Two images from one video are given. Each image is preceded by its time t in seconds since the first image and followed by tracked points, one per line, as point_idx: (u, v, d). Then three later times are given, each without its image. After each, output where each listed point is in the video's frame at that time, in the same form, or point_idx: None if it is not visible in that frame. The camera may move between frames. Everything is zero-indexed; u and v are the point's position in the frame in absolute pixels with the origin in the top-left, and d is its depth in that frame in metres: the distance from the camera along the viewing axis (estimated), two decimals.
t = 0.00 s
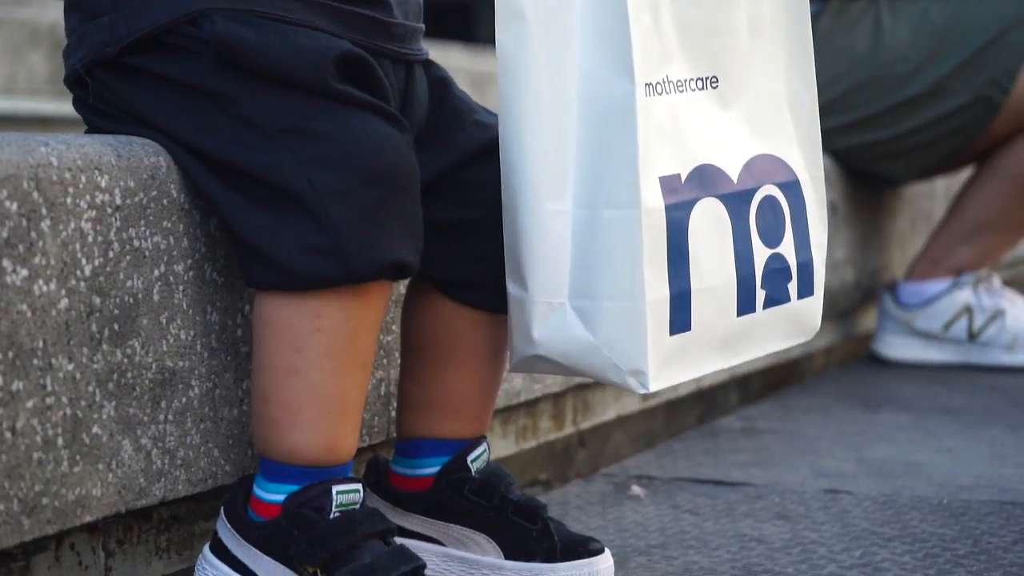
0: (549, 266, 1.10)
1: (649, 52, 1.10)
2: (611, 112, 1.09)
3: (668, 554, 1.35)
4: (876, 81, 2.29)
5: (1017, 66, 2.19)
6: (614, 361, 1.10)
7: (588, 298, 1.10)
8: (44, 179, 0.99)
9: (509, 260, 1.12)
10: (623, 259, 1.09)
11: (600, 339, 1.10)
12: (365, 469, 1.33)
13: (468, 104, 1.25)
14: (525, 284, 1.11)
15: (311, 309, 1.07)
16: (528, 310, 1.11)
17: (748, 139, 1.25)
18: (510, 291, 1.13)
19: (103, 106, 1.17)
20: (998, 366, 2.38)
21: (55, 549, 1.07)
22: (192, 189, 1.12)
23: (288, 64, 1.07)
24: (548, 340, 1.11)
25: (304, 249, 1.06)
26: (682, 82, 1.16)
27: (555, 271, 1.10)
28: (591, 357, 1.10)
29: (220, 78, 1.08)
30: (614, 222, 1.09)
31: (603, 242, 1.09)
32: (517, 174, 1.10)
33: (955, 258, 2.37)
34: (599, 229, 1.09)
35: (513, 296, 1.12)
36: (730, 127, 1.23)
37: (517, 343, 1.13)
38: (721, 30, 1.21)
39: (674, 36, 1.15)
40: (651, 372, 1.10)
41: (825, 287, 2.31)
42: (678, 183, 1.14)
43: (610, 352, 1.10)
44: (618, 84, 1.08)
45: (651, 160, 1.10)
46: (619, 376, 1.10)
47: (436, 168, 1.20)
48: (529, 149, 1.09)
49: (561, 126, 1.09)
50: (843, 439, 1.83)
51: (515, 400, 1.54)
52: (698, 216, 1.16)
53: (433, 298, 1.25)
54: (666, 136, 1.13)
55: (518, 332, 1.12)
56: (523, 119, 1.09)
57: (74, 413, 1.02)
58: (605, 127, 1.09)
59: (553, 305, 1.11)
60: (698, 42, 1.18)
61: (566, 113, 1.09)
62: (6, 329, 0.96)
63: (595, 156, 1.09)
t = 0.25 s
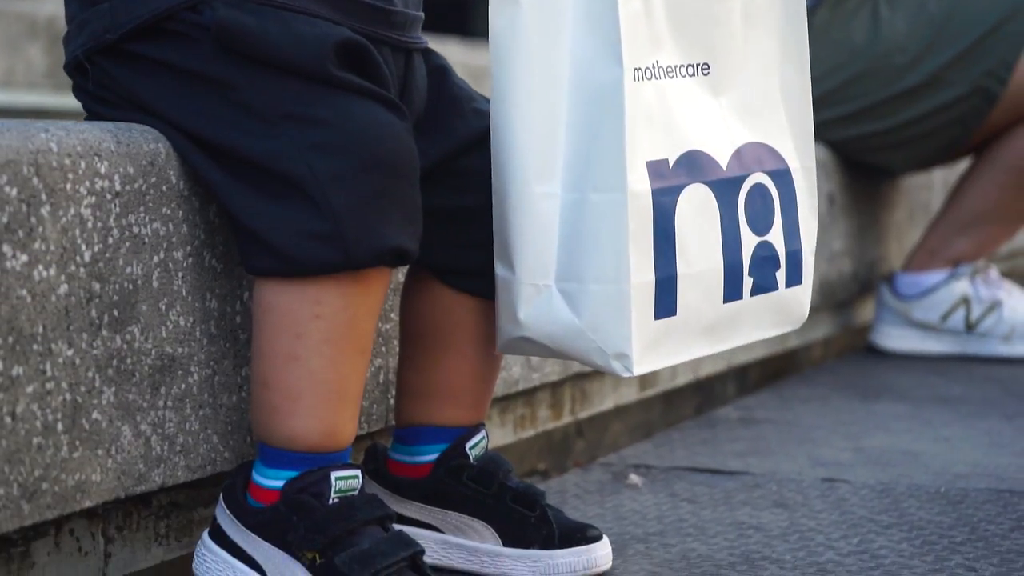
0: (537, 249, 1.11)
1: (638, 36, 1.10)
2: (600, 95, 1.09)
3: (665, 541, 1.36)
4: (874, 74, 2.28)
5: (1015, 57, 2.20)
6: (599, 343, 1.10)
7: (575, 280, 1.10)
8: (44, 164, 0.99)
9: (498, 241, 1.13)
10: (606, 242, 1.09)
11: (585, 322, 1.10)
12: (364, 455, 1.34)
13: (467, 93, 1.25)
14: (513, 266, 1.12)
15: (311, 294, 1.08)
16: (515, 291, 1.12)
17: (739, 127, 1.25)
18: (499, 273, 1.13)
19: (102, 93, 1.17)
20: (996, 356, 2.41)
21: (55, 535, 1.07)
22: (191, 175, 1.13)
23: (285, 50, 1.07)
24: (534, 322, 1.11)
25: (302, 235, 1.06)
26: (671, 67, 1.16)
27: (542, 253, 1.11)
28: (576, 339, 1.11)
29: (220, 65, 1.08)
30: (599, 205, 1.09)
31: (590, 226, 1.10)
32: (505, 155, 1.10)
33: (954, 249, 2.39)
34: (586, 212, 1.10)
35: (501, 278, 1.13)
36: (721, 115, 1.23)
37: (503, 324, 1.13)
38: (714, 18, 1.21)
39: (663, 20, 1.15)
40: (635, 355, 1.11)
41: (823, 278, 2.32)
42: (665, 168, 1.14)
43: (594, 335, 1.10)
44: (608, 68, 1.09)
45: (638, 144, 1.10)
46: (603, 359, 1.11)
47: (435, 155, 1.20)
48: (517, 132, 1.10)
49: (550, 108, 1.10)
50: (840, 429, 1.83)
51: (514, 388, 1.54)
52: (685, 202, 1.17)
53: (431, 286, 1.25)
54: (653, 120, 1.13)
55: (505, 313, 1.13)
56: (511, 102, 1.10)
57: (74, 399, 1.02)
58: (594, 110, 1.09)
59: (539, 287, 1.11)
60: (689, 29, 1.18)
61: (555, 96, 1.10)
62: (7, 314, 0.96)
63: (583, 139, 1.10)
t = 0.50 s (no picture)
0: (543, 237, 1.10)
1: (648, 24, 1.11)
2: (609, 83, 1.09)
3: (662, 534, 1.36)
4: (870, 68, 2.28)
5: (1012, 53, 2.21)
6: (609, 332, 1.11)
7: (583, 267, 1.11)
8: (42, 153, 0.99)
9: (498, 229, 1.12)
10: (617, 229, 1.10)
11: (594, 311, 1.10)
12: (361, 447, 1.34)
13: (465, 84, 1.25)
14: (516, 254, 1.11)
15: (310, 284, 1.08)
16: (518, 280, 1.11)
17: (732, 118, 1.25)
18: (498, 261, 1.13)
19: (101, 83, 1.17)
20: (992, 352, 2.42)
21: (52, 525, 1.07)
22: (189, 165, 1.13)
23: (283, 39, 1.07)
24: (540, 310, 1.11)
25: (301, 225, 1.06)
26: (676, 56, 1.16)
27: (547, 241, 1.11)
28: (585, 328, 1.11)
29: (220, 53, 1.08)
30: (609, 192, 1.10)
31: (599, 214, 1.10)
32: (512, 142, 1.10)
33: (951, 244, 2.39)
34: (594, 198, 1.10)
35: (501, 266, 1.13)
36: (717, 105, 1.23)
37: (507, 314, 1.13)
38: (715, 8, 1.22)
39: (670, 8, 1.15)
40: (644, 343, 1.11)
41: (820, 273, 2.32)
42: (670, 156, 1.14)
43: (603, 324, 1.11)
44: (618, 56, 1.09)
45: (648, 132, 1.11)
46: (613, 348, 1.11)
47: (432, 146, 1.20)
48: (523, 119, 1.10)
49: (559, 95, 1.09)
50: (837, 423, 1.84)
51: (511, 381, 1.54)
52: (688, 191, 1.17)
53: (429, 278, 1.25)
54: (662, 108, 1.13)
55: (508, 302, 1.12)
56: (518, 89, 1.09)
57: (72, 388, 1.02)
58: (604, 97, 1.10)
59: (545, 276, 1.11)
60: (691, 18, 1.18)
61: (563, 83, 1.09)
62: (4, 302, 0.96)
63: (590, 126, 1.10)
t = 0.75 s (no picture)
0: (556, 229, 1.10)
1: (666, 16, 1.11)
2: (629, 74, 1.09)
3: (659, 530, 1.36)
4: (866, 66, 2.29)
5: (1009, 52, 2.21)
6: (626, 326, 1.11)
7: (598, 261, 1.10)
8: (39, 147, 0.99)
9: (507, 222, 1.12)
10: (635, 222, 1.10)
11: (612, 304, 1.11)
12: (359, 443, 1.34)
13: (462, 81, 1.25)
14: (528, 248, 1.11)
15: (306, 279, 1.08)
16: (529, 275, 1.11)
17: (723, 113, 1.26)
18: (506, 256, 1.12)
19: (100, 77, 1.17)
20: (988, 351, 2.43)
21: (49, 519, 1.07)
22: (187, 161, 1.13)
23: (280, 34, 1.07)
24: (553, 305, 1.11)
25: (298, 220, 1.06)
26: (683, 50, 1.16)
27: (562, 234, 1.10)
28: (601, 322, 1.11)
29: (218, 48, 1.08)
30: (626, 185, 1.10)
31: (615, 207, 1.10)
32: (527, 134, 1.10)
33: (948, 243, 2.39)
34: (611, 191, 1.10)
35: (508, 260, 1.12)
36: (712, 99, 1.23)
37: (517, 310, 1.12)
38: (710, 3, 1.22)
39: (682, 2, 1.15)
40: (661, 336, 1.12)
41: (817, 272, 2.32)
42: (682, 148, 1.14)
43: (621, 317, 1.11)
44: (639, 47, 1.09)
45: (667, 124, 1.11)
46: (630, 342, 1.11)
47: (429, 142, 1.21)
48: (540, 111, 1.10)
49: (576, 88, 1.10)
50: (834, 420, 1.84)
51: (508, 378, 1.54)
52: (696, 184, 1.17)
53: (427, 274, 1.25)
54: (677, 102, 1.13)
55: (520, 297, 1.12)
56: (537, 79, 1.09)
57: (69, 382, 1.02)
58: (620, 89, 1.10)
59: (557, 269, 1.11)
60: (697, 12, 1.18)
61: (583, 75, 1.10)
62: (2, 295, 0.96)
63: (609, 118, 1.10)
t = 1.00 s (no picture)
0: (577, 221, 1.08)
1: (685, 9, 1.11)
2: (652, 66, 1.09)
3: (655, 527, 1.36)
4: (862, 67, 2.30)
5: (1006, 53, 2.21)
6: (648, 318, 1.10)
7: (619, 252, 1.09)
8: (37, 143, 0.99)
9: (522, 213, 1.10)
10: (657, 213, 1.10)
11: (635, 296, 1.10)
12: (355, 440, 1.34)
13: (460, 79, 1.26)
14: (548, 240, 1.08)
15: (303, 275, 1.08)
16: (549, 267, 1.08)
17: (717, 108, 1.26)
18: (520, 249, 1.10)
19: (98, 73, 1.18)
20: (985, 351, 2.43)
21: (47, 515, 1.07)
22: (184, 157, 1.13)
23: (278, 31, 1.07)
24: (574, 297, 1.09)
25: (295, 216, 1.06)
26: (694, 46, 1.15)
27: (581, 225, 1.09)
28: (624, 314, 1.10)
29: (215, 44, 1.09)
30: (648, 176, 1.09)
31: (637, 198, 1.09)
32: (548, 124, 1.08)
33: (944, 243, 2.40)
34: (632, 182, 1.09)
35: (524, 253, 1.09)
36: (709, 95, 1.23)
37: (535, 305, 1.09)
38: None
39: None
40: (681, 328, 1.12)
41: (814, 272, 2.32)
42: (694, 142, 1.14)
43: (644, 309, 1.10)
44: (661, 38, 1.09)
45: (686, 116, 1.11)
46: (653, 334, 1.11)
47: (426, 139, 1.21)
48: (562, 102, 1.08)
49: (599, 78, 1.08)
50: (831, 419, 1.84)
51: (505, 376, 1.55)
52: (705, 179, 1.18)
53: (425, 272, 1.26)
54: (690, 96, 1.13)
55: (537, 290, 1.09)
56: (560, 69, 1.08)
57: (66, 377, 1.03)
58: (643, 80, 1.09)
59: (577, 261, 1.09)
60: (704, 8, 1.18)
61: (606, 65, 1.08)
62: None
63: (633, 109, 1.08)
